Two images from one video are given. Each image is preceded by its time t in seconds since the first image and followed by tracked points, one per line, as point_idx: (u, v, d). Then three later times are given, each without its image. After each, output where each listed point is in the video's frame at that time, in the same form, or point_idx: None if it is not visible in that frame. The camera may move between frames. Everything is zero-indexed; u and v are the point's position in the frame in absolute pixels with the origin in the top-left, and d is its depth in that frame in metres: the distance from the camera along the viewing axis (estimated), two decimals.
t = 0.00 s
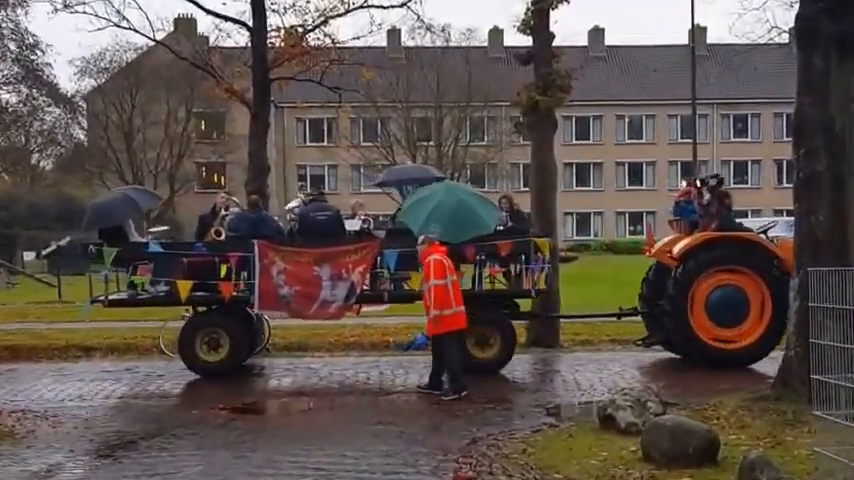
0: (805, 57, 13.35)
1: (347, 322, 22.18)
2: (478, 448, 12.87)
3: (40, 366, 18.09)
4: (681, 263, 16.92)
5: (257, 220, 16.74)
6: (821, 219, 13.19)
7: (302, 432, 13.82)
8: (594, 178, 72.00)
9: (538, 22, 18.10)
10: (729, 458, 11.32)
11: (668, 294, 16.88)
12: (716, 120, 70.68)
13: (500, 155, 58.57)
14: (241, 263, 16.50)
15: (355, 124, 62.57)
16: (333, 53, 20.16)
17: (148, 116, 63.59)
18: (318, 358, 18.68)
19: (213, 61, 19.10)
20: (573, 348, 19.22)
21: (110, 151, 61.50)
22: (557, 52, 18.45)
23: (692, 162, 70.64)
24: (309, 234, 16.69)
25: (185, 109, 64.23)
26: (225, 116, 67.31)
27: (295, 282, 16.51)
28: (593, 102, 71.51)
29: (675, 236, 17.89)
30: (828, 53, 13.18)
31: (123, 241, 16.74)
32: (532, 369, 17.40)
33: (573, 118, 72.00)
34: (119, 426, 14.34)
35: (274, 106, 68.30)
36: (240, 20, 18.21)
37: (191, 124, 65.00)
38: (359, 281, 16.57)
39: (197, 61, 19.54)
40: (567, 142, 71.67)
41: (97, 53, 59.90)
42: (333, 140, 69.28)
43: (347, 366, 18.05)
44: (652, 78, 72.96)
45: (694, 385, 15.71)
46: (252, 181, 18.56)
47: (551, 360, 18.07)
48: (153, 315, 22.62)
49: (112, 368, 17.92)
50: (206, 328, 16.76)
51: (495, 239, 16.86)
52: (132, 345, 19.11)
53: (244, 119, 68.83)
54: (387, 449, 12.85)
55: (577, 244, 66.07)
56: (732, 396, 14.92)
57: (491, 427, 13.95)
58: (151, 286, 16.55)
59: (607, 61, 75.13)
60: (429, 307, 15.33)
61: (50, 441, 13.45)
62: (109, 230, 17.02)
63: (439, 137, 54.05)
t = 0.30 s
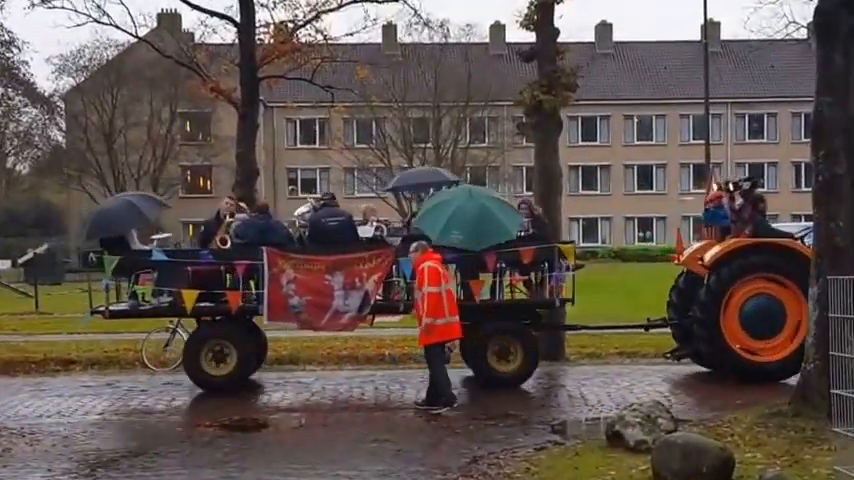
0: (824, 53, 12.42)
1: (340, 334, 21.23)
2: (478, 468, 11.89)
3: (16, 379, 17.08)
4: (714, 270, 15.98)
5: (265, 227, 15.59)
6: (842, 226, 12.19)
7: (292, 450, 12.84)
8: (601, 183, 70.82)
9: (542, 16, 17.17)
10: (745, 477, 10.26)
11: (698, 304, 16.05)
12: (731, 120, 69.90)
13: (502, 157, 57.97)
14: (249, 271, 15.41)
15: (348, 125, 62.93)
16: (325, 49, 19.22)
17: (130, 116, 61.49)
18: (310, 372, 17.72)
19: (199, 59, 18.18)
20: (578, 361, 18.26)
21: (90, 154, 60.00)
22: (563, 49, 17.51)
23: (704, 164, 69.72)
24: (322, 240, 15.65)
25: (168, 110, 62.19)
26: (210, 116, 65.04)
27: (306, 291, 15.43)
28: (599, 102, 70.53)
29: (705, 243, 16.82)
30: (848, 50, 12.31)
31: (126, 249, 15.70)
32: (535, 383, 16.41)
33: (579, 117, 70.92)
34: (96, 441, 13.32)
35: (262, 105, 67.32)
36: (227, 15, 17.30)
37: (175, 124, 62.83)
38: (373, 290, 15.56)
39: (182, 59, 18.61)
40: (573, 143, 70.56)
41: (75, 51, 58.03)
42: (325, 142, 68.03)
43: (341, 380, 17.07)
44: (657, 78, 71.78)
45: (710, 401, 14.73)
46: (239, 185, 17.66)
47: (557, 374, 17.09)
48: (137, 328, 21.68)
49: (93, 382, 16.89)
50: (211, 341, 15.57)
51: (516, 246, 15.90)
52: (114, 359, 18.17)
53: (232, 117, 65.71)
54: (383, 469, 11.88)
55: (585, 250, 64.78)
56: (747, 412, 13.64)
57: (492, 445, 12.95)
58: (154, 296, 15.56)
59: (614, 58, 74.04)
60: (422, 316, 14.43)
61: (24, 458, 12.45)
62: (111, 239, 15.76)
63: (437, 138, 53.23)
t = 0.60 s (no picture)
0: (829, 53, 12.27)
1: (338, 336, 21.10)
2: (480, 472, 11.74)
3: (12, 382, 16.92)
4: (735, 272, 15.87)
5: (284, 228, 15.40)
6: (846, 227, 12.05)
7: (290, 453, 12.70)
8: (602, 184, 70.64)
9: (543, 16, 17.01)
10: None
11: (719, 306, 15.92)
12: (733, 120, 69.72)
13: (503, 159, 58.07)
14: (267, 273, 15.31)
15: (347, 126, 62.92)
16: (323, 50, 19.05)
17: (128, 117, 61.13)
18: (307, 375, 17.57)
19: (197, 59, 18.04)
20: (580, 364, 18.12)
21: (87, 155, 59.75)
22: (563, 49, 17.38)
23: (707, 165, 69.62)
24: (342, 241, 15.58)
25: (166, 111, 61.81)
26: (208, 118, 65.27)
27: (325, 294, 15.38)
28: (601, 103, 70.38)
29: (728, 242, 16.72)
30: None
31: (143, 251, 15.58)
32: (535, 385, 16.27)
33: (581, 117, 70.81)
34: (93, 444, 13.17)
35: (260, 105, 67.14)
36: (225, 14, 17.17)
37: (172, 125, 62.67)
38: (393, 292, 15.45)
39: (180, 59, 18.46)
40: (573, 144, 70.45)
41: (73, 51, 57.51)
42: (323, 143, 67.93)
43: (340, 383, 16.93)
44: (658, 78, 71.62)
45: (713, 403, 14.58)
46: (237, 186, 17.53)
47: (558, 377, 16.94)
48: (135, 331, 21.55)
49: (90, 385, 16.73)
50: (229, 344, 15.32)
51: (538, 247, 15.70)
52: (111, 362, 18.06)
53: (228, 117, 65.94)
54: (383, 473, 11.74)
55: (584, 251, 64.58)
56: (752, 414, 13.50)
57: (494, 448, 12.81)
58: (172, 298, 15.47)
59: (616, 57, 73.88)
60: (420, 319, 14.28)
61: (23, 461, 12.32)
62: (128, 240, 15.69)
63: (437, 139, 53.22)
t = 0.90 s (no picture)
0: (829, 52, 12.26)
1: (338, 335, 21.08)
2: (480, 471, 11.73)
3: (12, 382, 16.91)
4: (755, 272, 15.87)
5: (305, 228, 15.47)
6: (846, 226, 12.04)
7: (289, 453, 12.69)
8: (602, 183, 70.62)
9: (543, 15, 17.02)
10: None
11: (739, 305, 15.92)
12: (733, 119, 69.64)
13: (502, 159, 58.13)
14: (287, 272, 15.32)
15: (346, 126, 62.92)
16: (323, 50, 19.07)
17: (128, 117, 61.18)
18: (307, 375, 17.57)
19: (197, 59, 18.05)
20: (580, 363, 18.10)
21: (87, 156, 59.74)
22: (563, 48, 17.39)
23: (707, 164, 69.57)
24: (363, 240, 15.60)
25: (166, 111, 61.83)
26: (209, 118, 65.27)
27: (346, 293, 15.36)
28: (601, 102, 70.33)
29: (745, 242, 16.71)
30: None
31: (163, 250, 15.68)
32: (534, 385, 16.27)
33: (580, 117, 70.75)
34: (93, 444, 13.17)
35: (259, 105, 67.11)
36: (225, 15, 17.19)
37: (173, 125, 62.74)
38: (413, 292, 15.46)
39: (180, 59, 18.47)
40: (573, 143, 70.35)
41: (73, 51, 57.53)
42: (322, 143, 67.98)
43: (340, 382, 16.93)
44: (658, 77, 71.59)
45: (713, 403, 14.56)
46: (237, 186, 17.53)
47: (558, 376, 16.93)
48: (135, 330, 21.55)
49: (91, 385, 16.73)
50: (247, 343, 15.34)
51: (558, 247, 15.65)
52: (111, 362, 18.08)
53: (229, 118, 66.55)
54: (383, 472, 11.74)
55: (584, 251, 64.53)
56: (752, 414, 13.48)
57: (495, 448, 12.79)
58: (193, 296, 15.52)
59: (616, 56, 73.84)
60: (421, 322, 14.28)
61: (23, 461, 12.31)
62: (148, 240, 15.80)
63: (436, 139, 53.23)
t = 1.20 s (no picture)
0: (830, 51, 12.24)
1: (337, 334, 21.07)
2: (480, 471, 11.72)
3: (12, 382, 16.92)
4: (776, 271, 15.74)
5: (325, 227, 15.51)
6: (846, 226, 12.01)
7: (288, 453, 12.68)
8: (601, 183, 70.60)
9: (542, 15, 17.01)
10: None
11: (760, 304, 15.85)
12: (733, 118, 69.58)
13: (502, 159, 58.17)
14: (308, 271, 15.33)
15: (346, 126, 62.95)
16: (322, 50, 19.06)
17: (128, 117, 61.22)
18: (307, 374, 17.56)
19: (197, 59, 18.06)
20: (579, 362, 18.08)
21: (87, 156, 59.74)
22: (563, 48, 17.36)
23: (707, 164, 69.55)
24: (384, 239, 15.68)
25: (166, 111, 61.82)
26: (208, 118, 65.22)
27: (366, 292, 15.36)
28: (600, 102, 70.27)
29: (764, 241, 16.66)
30: None
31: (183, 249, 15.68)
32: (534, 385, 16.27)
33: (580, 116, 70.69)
34: (92, 444, 13.16)
35: (259, 105, 67.09)
36: (225, 15, 17.17)
37: (172, 124, 62.72)
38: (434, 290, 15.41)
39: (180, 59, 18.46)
40: (573, 143, 70.22)
41: (73, 51, 57.62)
42: (322, 142, 67.97)
43: (340, 382, 16.92)
44: (658, 77, 71.57)
45: (713, 403, 14.54)
46: (237, 186, 17.54)
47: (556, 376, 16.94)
48: (134, 330, 21.56)
49: (90, 384, 16.73)
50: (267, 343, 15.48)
51: (578, 245, 15.71)
52: (111, 361, 18.08)
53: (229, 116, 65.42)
54: (382, 472, 11.74)
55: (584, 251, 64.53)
56: (752, 414, 13.46)
57: (494, 448, 12.78)
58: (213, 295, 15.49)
59: (616, 56, 73.80)
60: (421, 323, 14.27)
61: (23, 461, 12.31)
62: (168, 237, 15.99)
63: (436, 139, 53.26)
